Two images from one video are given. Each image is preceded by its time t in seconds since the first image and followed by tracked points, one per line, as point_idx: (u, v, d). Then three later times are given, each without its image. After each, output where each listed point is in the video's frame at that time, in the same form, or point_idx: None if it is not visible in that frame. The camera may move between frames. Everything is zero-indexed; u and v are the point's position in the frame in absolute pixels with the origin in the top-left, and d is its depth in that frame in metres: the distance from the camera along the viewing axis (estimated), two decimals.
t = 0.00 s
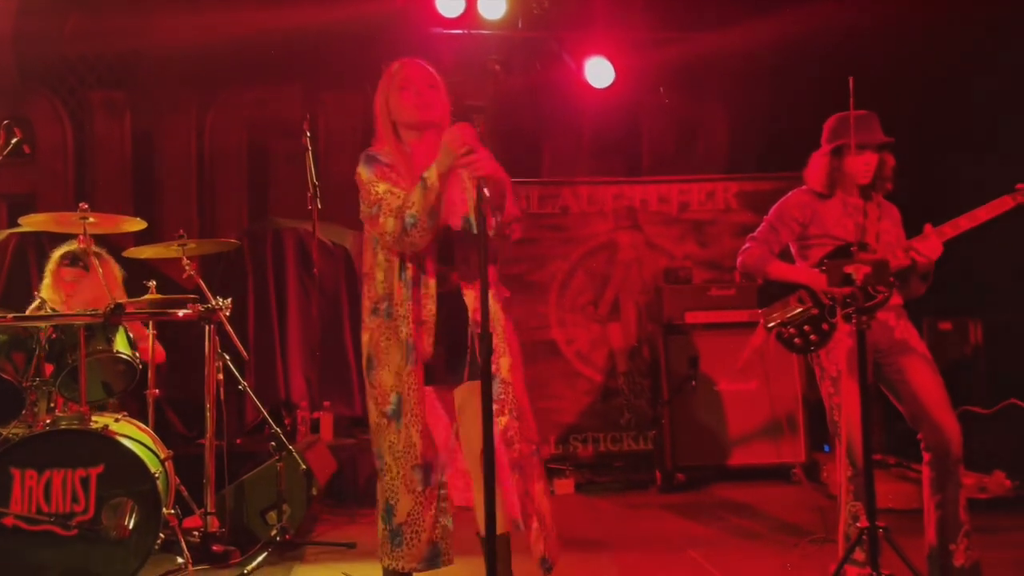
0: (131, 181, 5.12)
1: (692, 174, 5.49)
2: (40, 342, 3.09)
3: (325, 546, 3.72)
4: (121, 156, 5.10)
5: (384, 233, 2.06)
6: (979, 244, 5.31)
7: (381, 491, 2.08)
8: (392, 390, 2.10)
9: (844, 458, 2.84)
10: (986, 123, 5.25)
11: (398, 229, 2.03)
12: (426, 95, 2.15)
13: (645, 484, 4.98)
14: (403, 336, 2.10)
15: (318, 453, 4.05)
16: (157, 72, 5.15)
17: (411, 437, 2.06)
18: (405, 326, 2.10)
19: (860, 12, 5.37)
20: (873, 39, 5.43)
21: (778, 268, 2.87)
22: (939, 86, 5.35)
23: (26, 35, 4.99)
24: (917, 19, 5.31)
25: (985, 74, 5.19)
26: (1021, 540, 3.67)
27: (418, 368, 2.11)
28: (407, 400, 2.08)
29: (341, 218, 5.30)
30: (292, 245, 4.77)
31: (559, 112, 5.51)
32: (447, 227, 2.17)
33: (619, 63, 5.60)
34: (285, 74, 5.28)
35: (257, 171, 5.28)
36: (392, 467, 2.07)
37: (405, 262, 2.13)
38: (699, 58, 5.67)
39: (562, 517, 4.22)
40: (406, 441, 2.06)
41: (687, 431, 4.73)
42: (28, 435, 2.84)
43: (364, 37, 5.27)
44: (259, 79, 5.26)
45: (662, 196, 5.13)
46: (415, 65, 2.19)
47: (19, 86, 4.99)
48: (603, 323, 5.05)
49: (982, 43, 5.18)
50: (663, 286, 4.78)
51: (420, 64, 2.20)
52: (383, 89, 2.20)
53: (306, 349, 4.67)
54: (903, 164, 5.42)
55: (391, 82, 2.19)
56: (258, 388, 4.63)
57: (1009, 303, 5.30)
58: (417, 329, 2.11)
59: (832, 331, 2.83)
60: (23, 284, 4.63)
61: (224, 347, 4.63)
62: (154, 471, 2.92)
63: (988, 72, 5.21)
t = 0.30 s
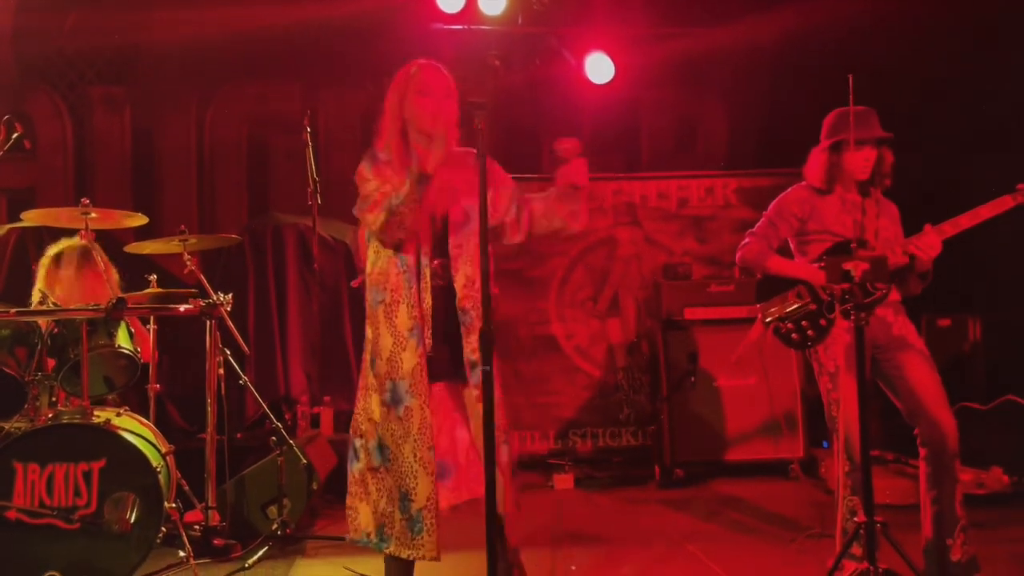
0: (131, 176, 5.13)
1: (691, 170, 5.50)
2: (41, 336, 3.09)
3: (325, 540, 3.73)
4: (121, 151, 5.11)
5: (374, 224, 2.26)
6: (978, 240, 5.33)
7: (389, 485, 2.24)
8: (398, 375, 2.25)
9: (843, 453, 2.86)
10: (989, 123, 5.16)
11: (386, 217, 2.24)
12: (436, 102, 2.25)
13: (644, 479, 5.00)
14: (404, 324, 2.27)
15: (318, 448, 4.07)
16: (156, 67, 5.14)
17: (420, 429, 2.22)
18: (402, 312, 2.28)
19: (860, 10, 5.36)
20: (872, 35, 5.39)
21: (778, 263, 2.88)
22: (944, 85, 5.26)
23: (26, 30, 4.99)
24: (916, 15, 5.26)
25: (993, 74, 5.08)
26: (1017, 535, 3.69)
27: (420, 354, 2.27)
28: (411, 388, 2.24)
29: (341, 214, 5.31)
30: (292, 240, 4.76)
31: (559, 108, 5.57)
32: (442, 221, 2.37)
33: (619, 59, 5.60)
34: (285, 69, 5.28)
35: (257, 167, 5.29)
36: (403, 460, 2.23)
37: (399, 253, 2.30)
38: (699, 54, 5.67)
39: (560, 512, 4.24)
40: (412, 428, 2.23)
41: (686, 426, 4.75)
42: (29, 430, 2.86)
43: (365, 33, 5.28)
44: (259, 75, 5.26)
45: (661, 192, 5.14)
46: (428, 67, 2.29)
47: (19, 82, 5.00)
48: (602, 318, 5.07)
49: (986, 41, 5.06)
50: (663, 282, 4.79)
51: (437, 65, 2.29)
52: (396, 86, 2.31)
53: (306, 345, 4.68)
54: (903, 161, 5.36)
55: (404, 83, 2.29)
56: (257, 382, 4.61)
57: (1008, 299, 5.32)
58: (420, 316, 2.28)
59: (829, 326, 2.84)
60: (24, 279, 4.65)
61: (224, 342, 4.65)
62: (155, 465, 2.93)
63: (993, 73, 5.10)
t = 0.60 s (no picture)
0: (138, 172, 5.15)
1: (696, 166, 5.50)
2: (51, 331, 3.12)
3: (333, 534, 3.76)
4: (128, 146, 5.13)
5: (435, 238, 2.56)
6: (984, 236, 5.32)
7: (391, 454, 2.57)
8: (425, 355, 2.57)
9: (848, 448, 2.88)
10: (987, 119, 5.27)
11: (450, 233, 2.54)
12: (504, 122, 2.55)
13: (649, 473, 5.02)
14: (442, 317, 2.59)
15: (325, 443, 4.09)
16: (163, 63, 5.16)
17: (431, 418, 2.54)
18: (444, 305, 2.58)
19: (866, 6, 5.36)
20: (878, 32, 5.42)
21: (782, 259, 2.89)
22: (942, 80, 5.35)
23: (34, 26, 5.00)
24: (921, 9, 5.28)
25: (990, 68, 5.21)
26: (1021, 530, 3.70)
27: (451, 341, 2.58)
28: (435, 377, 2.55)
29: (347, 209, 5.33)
30: (298, 237, 4.76)
31: (564, 103, 5.56)
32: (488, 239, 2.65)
33: (624, 54, 5.61)
34: (291, 65, 5.30)
35: (263, 161, 5.30)
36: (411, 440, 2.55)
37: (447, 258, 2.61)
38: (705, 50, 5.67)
39: (566, 506, 4.26)
40: (425, 404, 2.54)
41: (690, 421, 4.76)
42: (38, 424, 2.87)
43: (370, 28, 5.28)
44: (265, 71, 5.27)
45: (667, 188, 5.16)
46: (496, 86, 2.58)
47: (27, 78, 5.02)
48: (608, 314, 5.08)
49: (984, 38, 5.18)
50: (668, 278, 4.81)
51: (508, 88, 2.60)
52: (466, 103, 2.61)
53: (311, 340, 4.69)
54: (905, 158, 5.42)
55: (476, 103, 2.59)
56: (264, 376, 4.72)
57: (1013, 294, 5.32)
58: (459, 307, 2.59)
59: (834, 322, 2.84)
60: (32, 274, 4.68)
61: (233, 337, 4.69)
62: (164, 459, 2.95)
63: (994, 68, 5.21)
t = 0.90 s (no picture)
0: (150, 169, 5.18)
1: (706, 163, 5.50)
2: (66, 327, 3.09)
3: (343, 529, 3.78)
4: (140, 143, 5.17)
5: (460, 247, 2.75)
6: (997, 231, 5.26)
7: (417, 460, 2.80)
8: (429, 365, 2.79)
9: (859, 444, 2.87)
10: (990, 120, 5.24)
11: (471, 245, 2.72)
12: (526, 140, 2.80)
13: (659, 470, 5.02)
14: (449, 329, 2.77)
15: (336, 438, 4.11)
16: (174, 61, 5.18)
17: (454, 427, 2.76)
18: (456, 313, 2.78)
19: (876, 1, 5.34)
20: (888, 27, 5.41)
21: (791, 255, 2.90)
22: (950, 75, 5.31)
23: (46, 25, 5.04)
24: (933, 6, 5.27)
25: (997, 67, 5.17)
26: None
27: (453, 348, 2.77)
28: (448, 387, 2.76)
29: (358, 206, 5.35)
30: (310, 233, 4.80)
31: (574, 98, 5.57)
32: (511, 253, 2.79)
33: (634, 50, 5.60)
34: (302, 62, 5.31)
35: (274, 159, 5.33)
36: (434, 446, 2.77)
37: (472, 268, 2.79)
38: (715, 45, 5.65)
39: (575, 503, 4.27)
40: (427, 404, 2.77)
41: (700, 417, 4.76)
42: (54, 420, 2.90)
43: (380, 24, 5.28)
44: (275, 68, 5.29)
45: (677, 184, 5.15)
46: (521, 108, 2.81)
47: (39, 76, 5.05)
48: (617, 310, 5.08)
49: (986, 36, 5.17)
50: (678, 274, 4.82)
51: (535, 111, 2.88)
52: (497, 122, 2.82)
53: (324, 338, 4.75)
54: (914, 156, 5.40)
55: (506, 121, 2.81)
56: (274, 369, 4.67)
57: None
58: (468, 318, 2.77)
59: (844, 318, 2.85)
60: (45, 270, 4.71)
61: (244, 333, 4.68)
62: (176, 454, 2.97)
63: (1000, 66, 5.18)
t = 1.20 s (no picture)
0: (167, 167, 5.22)
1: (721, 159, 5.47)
2: (86, 324, 3.10)
3: (360, 524, 3.80)
4: (157, 141, 5.21)
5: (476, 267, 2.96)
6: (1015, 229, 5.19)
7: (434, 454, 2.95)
8: (449, 369, 2.96)
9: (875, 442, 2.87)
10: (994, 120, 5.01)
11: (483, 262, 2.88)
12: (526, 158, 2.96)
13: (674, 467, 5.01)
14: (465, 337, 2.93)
15: (352, 434, 4.14)
16: (190, 59, 5.21)
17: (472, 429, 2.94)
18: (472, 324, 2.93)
19: None
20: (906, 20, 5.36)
21: (810, 250, 2.87)
22: (953, 75, 5.12)
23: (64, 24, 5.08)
24: None
25: (996, 67, 4.95)
26: None
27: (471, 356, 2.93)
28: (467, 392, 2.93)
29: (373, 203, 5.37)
30: (326, 232, 4.82)
31: (588, 94, 5.57)
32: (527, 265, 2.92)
33: (649, 46, 5.59)
34: (318, 59, 5.33)
35: (289, 157, 5.35)
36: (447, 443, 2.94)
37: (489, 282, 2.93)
38: (730, 40, 5.62)
39: (590, 499, 4.27)
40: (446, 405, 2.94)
41: (716, 414, 4.75)
42: (73, 415, 2.94)
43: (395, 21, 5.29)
44: (290, 66, 5.31)
45: (692, 180, 5.14)
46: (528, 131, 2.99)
47: (58, 75, 5.11)
48: (632, 307, 5.07)
49: (986, 34, 4.96)
50: (694, 270, 4.80)
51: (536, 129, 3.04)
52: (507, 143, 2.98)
53: (341, 335, 4.77)
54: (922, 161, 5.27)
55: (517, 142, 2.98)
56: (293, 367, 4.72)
57: None
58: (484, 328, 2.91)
59: (861, 315, 2.82)
60: (65, 268, 4.76)
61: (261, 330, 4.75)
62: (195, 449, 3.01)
63: (1000, 66, 4.95)
